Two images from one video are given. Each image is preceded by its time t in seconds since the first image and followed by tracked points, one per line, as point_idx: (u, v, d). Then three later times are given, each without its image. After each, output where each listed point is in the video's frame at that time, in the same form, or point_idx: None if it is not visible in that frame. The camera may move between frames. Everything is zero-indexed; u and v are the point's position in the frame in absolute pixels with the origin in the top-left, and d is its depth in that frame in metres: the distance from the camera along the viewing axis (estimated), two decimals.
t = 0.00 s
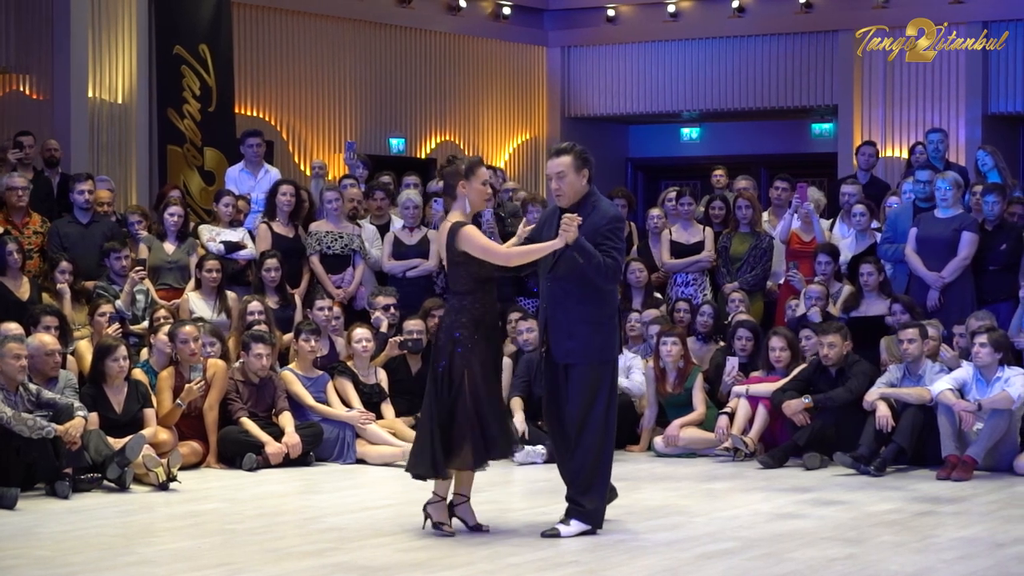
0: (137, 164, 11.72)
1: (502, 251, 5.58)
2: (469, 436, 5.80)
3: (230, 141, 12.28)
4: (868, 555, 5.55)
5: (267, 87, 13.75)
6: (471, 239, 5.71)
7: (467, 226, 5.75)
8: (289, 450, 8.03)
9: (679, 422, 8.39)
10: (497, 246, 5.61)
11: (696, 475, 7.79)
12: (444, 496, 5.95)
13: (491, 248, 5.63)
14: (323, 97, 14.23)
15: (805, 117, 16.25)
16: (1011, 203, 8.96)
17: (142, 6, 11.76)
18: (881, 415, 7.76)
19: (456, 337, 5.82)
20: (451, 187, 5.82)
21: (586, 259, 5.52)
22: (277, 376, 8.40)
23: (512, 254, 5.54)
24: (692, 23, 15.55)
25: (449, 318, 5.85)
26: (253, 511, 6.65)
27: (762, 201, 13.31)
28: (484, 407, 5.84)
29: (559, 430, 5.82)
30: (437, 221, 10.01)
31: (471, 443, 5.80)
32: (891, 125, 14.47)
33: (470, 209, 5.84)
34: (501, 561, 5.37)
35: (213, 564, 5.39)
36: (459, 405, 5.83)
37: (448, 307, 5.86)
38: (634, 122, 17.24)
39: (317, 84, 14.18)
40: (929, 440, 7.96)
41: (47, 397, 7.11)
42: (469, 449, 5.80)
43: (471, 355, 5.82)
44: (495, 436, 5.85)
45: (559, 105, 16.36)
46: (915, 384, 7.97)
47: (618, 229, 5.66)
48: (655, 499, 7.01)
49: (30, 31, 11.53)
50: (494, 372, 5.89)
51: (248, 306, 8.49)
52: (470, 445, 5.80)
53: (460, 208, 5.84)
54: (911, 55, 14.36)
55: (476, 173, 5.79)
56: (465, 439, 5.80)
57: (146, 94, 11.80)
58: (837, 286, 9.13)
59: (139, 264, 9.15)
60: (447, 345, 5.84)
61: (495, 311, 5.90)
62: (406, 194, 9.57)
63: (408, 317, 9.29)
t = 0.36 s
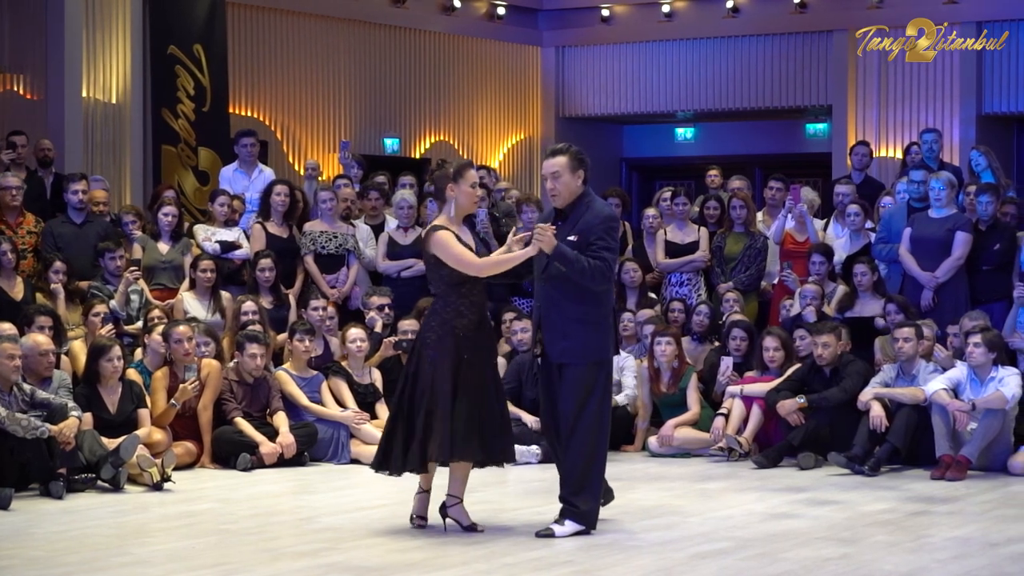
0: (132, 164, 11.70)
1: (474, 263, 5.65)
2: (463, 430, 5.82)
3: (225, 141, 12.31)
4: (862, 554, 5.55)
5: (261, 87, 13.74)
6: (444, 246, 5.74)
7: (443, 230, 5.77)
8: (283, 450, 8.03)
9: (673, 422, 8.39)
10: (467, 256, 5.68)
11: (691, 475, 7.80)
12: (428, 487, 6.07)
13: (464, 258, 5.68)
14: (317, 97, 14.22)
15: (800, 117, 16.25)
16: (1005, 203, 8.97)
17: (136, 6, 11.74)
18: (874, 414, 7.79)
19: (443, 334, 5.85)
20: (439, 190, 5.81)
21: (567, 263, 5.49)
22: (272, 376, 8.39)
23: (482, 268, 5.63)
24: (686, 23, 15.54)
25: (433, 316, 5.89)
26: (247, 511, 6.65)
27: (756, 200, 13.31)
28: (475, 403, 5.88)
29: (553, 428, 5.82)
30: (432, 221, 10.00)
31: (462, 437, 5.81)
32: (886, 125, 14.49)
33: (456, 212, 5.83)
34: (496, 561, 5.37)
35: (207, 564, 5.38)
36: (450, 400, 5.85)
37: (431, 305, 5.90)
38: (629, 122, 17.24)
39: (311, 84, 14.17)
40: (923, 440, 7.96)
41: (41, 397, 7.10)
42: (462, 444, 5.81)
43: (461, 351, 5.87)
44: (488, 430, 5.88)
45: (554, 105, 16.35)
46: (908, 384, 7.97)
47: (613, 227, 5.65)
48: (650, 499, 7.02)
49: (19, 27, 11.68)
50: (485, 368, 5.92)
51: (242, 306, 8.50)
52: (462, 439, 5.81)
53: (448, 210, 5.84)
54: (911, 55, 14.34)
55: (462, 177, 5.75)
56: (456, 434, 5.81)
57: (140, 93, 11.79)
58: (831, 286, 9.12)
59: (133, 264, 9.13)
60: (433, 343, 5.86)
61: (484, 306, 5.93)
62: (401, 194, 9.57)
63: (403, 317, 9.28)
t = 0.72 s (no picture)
0: (130, 164, 11.70)
1: (459, 254, 5.71)
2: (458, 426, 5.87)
3: (223, 140, 12.29)
4: (861, 554, 5.56)
5: (259, 87, 13.73)
6: (430, 237, 5.81)
7: (432, 228, 5.84)
8: (282, 450, 8.02)
9: (672, 421, 8.39)
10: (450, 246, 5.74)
11: (690, 476, 7.81)
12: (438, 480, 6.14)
13: (449, 250, 5.74)
14: (316, 97, 14.23)
15: (798, 117, 16.25)
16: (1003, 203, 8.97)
17: (135, 6, 11.74)
18: (872, 413, 7.79)
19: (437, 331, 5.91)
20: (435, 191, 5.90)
21: (555, 251, 5.45)
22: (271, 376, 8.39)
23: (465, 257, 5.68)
24: (685, 23, 15.54)
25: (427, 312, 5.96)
26: (246, 511, 6.65)
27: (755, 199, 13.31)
28: (471, 400, 5.93)
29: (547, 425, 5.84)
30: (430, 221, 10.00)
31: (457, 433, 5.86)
32: (884, 125, 14.50)
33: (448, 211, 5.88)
34: (495, 561, 5.37)
35: (206, 564, 5.38)
36: (445, 397, 5.90)
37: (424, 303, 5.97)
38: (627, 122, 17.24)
39: (310, 84, 14.17)
40: (922, 440, 7.96)
41: (40, 396, 7.12)
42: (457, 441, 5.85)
43: (456, 348, 5.93)
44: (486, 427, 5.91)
45: (553, 105, 16.35)
46: (907, 384, 7.98)
47: (603, 230, 5.64)
48: (648, 499, 7.03)
49: (17, 28, 11.61)
50: (482, 366, 5.97)
51: (240, 306, 8.50)
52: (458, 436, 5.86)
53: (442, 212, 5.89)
54: (911, 55, 14.33)
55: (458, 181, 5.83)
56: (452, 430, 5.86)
57: (138, 92, 11.79)
58: (830, 285, 9.09)
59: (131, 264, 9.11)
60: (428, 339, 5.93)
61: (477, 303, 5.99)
62: (400, 195, 9.54)
63: (401, 317, 9.27)
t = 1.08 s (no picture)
0: (129, 164, 11.70)
1: (440, 257, 5.74)
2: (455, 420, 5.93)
3: (222, 141, 12.24)
4: (859, 554, 5.56)
5: (257, 87, 13.72)
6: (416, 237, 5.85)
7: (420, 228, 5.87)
8: (280, 450, 8.03)
9: (670, 421, 8.41)
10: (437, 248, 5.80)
11: (688, 476, 7.83)
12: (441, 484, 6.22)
13: (432, 254, 5.77)
14: (314, 97, 14.23)
15: (797, 116, 16.26)
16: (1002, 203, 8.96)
17: (132, 6, 11.72)
18: (872, 412, 7.80)
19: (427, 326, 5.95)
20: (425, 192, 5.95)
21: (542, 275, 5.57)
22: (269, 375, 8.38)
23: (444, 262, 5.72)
24: (684, 23, 15.54)
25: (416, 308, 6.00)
26: (245, 511, 6.65)
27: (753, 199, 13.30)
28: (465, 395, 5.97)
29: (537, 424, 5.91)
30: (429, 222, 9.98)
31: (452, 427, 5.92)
32: (882, 124, 14.50)
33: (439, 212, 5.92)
34: (493, 561, 5.38)
35: (205, 563, 5.39)
36: (440, 393, 5.95)
37: (412, 302, 6.02)
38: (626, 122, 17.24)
39: (308, 84, 14.16)
40: (921, 440, 7.96)
41: (38, 396, 7.13)
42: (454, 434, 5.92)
43: (447, 345, 5.98)
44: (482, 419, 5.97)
45: (550, 105, 16.34)
46: (906, 383, 7.98)
47: (589, 233, 5.72)
48: (647, 499, 7.05)
49: (16, 28, 11.43)
50: (475, 360, 6.02)
51: (239, 306, 8.49)
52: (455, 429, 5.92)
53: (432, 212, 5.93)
54: (911, 56, 14.34)
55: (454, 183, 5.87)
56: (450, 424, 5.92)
57: (136, 91, 11.77)
58: (829, 285, 9.07)
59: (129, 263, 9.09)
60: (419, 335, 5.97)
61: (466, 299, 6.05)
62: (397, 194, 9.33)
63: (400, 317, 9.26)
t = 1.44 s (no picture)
0: (128, 164, 11.69)
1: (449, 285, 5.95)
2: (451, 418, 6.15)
3: (220, 141, 12.21)
4: (859, 554, 5.56)
5: (255, 87, 13.72)
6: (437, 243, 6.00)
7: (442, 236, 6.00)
8: (280, 450, 8.06)
9: (670, 421, 8.41)
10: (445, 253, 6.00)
11: (687, 476, 7.85)
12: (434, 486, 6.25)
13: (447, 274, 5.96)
14: (314, 97, 14.23)
15: (796, 116, 16.27)
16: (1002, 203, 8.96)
17: (132, 6, 11.72)
18: (875, 409, 7.80)
19: (423, 328, 6.07)
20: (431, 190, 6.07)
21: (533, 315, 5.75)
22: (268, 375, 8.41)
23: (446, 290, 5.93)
24: (683, 23, 15.54)
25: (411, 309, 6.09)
26: (244, 511, 6.65)
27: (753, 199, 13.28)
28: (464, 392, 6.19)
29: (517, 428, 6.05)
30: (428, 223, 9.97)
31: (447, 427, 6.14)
32: (881, 124, 14.50)
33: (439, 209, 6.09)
34: (492, 561, 5.38)
35: (204, 563, 5.38)
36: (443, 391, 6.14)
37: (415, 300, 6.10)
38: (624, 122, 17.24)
39: (307, 84, 14.16)
40: (920, 439, 7.97)
41: (37, 396, 7.14)
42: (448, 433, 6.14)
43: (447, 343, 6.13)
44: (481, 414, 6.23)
45: (549, 104, 16.33)
46: (906, 383, 7.98)
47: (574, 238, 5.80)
48: (646, 499, 7.06)
49: (15, 29, 11.42)
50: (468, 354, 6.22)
51: (239, 306, 8.48)
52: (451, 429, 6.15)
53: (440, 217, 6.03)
54: (911, 55, 14.34)
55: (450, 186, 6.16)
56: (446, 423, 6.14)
57: (136, 91, 11.77)
58: (827, 285, 9.07)
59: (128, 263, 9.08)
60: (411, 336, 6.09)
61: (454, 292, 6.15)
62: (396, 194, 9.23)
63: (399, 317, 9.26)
